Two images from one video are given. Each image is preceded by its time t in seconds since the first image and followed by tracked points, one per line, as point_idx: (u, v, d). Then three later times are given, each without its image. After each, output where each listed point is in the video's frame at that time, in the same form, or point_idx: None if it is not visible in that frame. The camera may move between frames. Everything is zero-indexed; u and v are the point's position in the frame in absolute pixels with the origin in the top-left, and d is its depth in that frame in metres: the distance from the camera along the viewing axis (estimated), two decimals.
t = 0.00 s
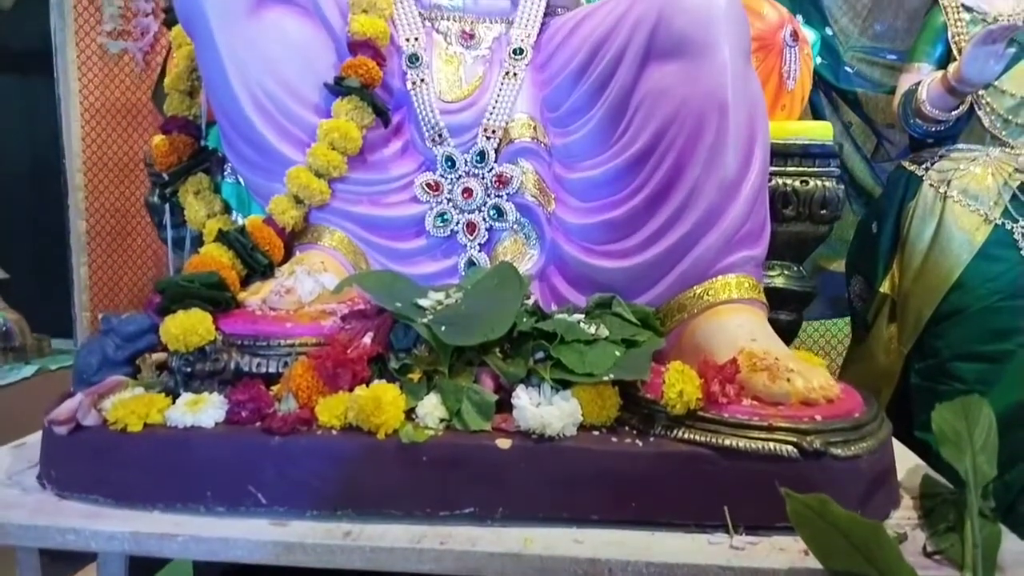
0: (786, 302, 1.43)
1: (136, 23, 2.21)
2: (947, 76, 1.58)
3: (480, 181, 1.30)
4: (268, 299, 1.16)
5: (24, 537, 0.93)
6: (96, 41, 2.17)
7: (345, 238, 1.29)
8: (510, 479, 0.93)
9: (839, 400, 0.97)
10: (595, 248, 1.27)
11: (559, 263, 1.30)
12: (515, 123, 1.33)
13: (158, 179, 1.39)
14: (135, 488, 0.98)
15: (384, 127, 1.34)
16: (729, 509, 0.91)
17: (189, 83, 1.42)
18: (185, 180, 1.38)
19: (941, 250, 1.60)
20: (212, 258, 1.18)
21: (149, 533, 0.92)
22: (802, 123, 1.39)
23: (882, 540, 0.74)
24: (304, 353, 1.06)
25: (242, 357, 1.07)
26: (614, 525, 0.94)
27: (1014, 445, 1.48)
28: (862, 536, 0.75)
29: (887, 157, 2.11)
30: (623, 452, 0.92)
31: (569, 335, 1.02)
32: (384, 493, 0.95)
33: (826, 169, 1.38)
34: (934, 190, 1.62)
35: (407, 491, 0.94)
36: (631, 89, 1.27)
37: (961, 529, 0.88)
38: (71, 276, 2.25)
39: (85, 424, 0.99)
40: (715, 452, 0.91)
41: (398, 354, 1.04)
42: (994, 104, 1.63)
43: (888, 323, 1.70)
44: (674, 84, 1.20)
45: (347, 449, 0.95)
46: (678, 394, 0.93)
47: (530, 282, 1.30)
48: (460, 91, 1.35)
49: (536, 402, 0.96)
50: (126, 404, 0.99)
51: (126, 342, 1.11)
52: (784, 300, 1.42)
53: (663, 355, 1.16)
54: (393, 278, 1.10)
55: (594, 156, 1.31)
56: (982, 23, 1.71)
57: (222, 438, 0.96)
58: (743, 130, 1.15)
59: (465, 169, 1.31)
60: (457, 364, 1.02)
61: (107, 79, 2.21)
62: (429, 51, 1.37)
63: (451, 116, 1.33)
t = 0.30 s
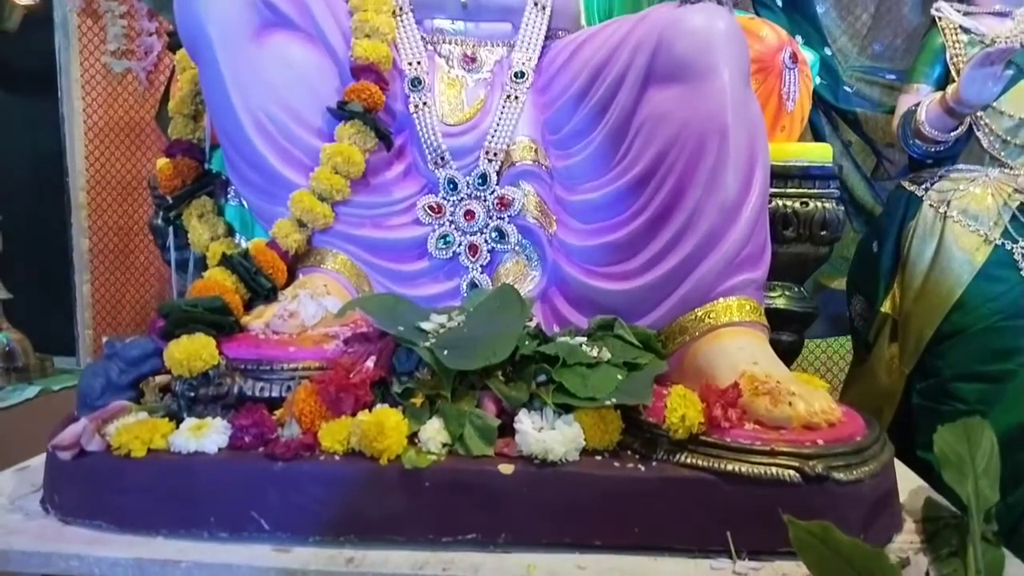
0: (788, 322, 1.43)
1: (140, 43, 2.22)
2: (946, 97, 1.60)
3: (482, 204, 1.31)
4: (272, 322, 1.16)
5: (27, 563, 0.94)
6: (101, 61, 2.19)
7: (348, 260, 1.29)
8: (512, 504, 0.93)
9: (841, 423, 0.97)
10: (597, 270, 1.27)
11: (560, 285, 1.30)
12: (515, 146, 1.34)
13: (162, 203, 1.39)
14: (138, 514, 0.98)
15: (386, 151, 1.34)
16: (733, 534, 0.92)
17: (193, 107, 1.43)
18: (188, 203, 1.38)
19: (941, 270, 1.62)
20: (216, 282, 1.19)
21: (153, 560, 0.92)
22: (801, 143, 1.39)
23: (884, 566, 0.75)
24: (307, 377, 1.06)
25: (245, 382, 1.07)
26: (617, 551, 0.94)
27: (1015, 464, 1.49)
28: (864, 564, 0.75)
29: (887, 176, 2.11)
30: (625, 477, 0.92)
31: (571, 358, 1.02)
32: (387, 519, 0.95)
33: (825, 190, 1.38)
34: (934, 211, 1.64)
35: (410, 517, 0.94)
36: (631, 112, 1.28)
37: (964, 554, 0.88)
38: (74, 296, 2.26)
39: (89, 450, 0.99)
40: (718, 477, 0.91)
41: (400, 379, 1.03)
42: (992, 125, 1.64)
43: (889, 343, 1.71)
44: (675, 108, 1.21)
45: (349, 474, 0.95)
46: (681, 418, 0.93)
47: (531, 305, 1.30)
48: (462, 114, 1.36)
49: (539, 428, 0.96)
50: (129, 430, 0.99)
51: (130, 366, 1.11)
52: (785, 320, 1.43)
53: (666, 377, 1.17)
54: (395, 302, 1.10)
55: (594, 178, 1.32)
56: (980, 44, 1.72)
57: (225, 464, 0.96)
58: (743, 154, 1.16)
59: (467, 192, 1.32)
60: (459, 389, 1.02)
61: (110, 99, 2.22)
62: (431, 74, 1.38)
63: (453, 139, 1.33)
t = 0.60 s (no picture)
0: (788, 341, 1.44)
1: (142, 58, 2.23)
2: (945, 116, 1.61)
3: (483, 223, 1.32)
4: (273, 341, 1.16)
5: None
6: (103, 76, 2.20)
7: (349, 278, 1.29)
8: (513, 524, 0.93)
9: (843, 444, 0.97)
10: (597, 288, 1.28)
11: (560, 302, 1.31)
12: (516, 165, 1.35)
13: (164, 221, 1.39)
14: (138, 533, 0.98)
15: (388, 169, 1.35)
16: (734, 555, 0.91)
17: (195, 126, 1.43)
18: (190, 222, 1.39)
19: (941, 288, 1.62)
20: (218, 301, 1.19)
21: None
22: (800, 163, 1.40)
23: None
24: (308, 397, 1.06)
25: (246, 401, 1.07)
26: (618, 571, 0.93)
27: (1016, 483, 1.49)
28: None
29: (887, 193, 2.13)
30: (626, 497, 0.93)
31: (572, 377, 1.02)
32: (388, 539, 0.95)
33: (824, 209, 1.39)
34: (933, 229, 1.65)
35: (410, 537, 0.94)
36: (631, 132, 1.29)
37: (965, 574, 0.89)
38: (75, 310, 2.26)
39: (90, 469, 0.99)
40: (719, 498, 0.92)
41: (401, 400, 1.03)
42: (990, 144, 1.65)
43: (889, 360, 1.71)
44: (675, 127, 1.21)
45: (350, 494, 0.95)
46: (681, 439, 0.94)
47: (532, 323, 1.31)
48: (463, 132, 1.36)
49: (540, 447, 0.96)
50: (131, 449, 0.99)
51: (131, 385, 1.11)
52: (786, 339, 1.44)
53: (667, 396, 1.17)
54: (396, 319, 1.10)
55: (594, 196, 1.33)
56: (978, 64, 1.72)
57: (226, 484, 0.97)
58: (742, 174, 1.16)
59: (468, 210, 1.33)
60: (460, 409, 1.02)
61: (112, 115, 2.23)
62: (432, 93, 1.39)
63: (454, 158, 1.34)
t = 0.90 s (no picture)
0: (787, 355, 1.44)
1: (142, 70, 2.23)
2: (942, 130, 1.62)
3: (482, 237, 1.33)
4: (272, 356, 1.17)
5: None
6: (104, 88, 2.21)
7: (348, 293, 1.30)
8: (512, 542, 0.94)
9: (840, 459, 0.97)
10: (596, 302, 1.28)
11: (560, 316, 1.31)
12: (515, 180, 1.35)
13: (164, 236, 1.40)
14: (137, 551, 0.98)
15: (387, 185, 1.35)
16: (733, 573, 0.91)
17: (195, 141, 1.43)
18: (190, 237, 1.39)
19: (939, 300, 1.63)
20: (217, 318, 1.19)
21: None
22: (796, 176, 1.41)
23: None
24: (308, 414, 1.06)
25: (246, 418, 1.07)
26: None
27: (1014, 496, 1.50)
28: None
29: (885, 205, 2.13)
30: (626, 515, 0.93)
31: (571, 394, 1.02)
32: (387, 556, 0.95)
33: (822, 223, 1.39)
34: (931, 243, 1.66)
35: (410, 554, 0.95)
36: (630, 147, 1.29)
37: None
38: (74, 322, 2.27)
39: (90, 487, 0.99)
40: (718, 515, 0.92)
41: (400, 416, 1.03)
42: (988, 157, 1.67)
43: (889, 372, 1.71)
44: (673, 143, 1.22)
45: (350, 512, 0.95)
46: (680, 456, 0.94)
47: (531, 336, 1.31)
48: (462, 147, 1.37)
49: (538, 465, 0.96)
50: (131, 466, 0.99)
51: (131, 402, 1.11)
52: (787, 353, 1.43)
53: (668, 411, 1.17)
54: (396, 335, 1.10)
55: (593, 211, 1.34)
56: (974, 77, 1.73)
57: (226, 502, 0.97)
58: (740, 190, 1.17)
59: (467, 225, 1.33)
60: (459, 425, 1.03)
61: (112, 128, 2.23)
62: (431, 108, 1.40)
63: (453, 173, 1.35)
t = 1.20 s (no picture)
0: (783, 367, 1.45)
1: (142, 78, 2.24)
2: (939, 142, 1.62)
3: (479, 249, 1.33)
4: (269, 369, 1.17)
5: None
6: (103, 96, 2.22)
7: (346, 305, 1.30)
8: (510, 556, 0.94)
9: (838, 474, 0.98)
10: (594, 315, 1.29)
11: (557, 328, 1.31)
12: (514, 192, 1.35)
13: (162, 247, 1.40)
14: (135, 565, 0.98)
15: (386, 197, 1.35)
16: None
17: (194, 152, 1.43)
18: (189, 248, 1.39)
19: (937, 312, 1.64)
20: (215, 331, 1.19)
21: None
22: (793, 189, 1.41)
23: None
24: (306, 428, 1.06)
25: (244, 432, 1.06)
26: None
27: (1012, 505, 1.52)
28: None
29: (882, 216, 2.14)
30: (623, 530, 0.93)
31: (568, 407, 1.02)
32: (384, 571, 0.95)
33: (819, 236, 1.40)
34: (927, 254, 1.66)
35: (407, 569, 0.94)
36: (627, 160, 1.29)
37: None
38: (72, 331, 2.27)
39: (87, 500, 0.99)
40: (714, 530, 0.92)
41: (398, 430, 1.03)
42: (984, 170, 1.68)
43: (887, 384, 1.71)
44: (670, 156, 1.22)
45: (348, 527, 0.95)
46: (677, 470, 0.94)
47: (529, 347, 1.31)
48: (461, 159, 1.37)
49: (535, 479, 0.96)
50: (128, 480, 0.99)
51: (129, 415, 1.11)
52: (784, 364, 1.45)
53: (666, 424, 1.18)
54: (394, 347, 1.10)
55: (591, 223, 1.34)
56: (971, 90, 1.74)
57: (224, 516, 0.97)
58: (737, 203, 1.17)
59: (465, 237, 1.34)
60: (458, 439, 1.02)
61: (111, 138, 2.23)
62: (430, 120, 1.40)
63: (452, 185, 1.35)
